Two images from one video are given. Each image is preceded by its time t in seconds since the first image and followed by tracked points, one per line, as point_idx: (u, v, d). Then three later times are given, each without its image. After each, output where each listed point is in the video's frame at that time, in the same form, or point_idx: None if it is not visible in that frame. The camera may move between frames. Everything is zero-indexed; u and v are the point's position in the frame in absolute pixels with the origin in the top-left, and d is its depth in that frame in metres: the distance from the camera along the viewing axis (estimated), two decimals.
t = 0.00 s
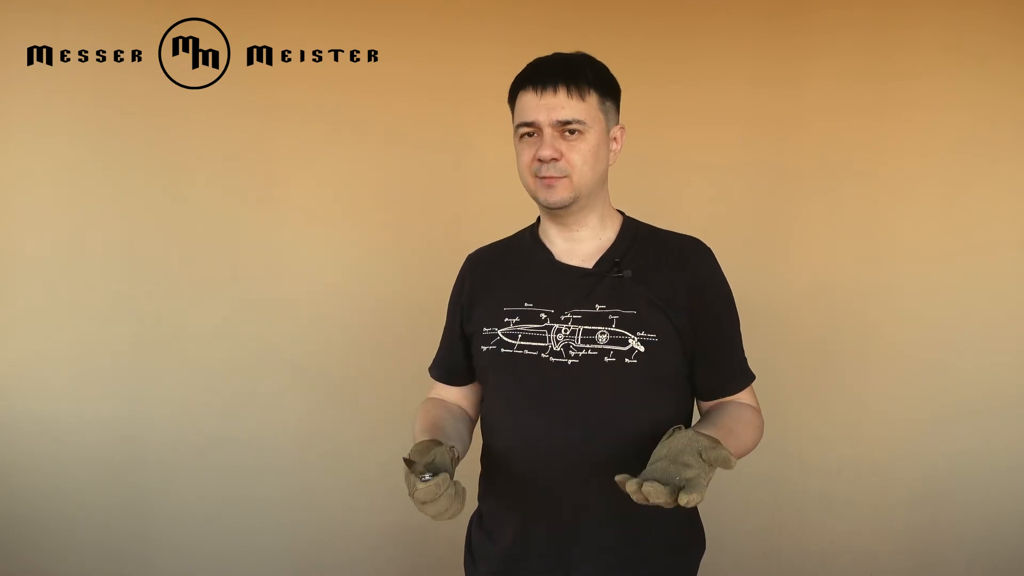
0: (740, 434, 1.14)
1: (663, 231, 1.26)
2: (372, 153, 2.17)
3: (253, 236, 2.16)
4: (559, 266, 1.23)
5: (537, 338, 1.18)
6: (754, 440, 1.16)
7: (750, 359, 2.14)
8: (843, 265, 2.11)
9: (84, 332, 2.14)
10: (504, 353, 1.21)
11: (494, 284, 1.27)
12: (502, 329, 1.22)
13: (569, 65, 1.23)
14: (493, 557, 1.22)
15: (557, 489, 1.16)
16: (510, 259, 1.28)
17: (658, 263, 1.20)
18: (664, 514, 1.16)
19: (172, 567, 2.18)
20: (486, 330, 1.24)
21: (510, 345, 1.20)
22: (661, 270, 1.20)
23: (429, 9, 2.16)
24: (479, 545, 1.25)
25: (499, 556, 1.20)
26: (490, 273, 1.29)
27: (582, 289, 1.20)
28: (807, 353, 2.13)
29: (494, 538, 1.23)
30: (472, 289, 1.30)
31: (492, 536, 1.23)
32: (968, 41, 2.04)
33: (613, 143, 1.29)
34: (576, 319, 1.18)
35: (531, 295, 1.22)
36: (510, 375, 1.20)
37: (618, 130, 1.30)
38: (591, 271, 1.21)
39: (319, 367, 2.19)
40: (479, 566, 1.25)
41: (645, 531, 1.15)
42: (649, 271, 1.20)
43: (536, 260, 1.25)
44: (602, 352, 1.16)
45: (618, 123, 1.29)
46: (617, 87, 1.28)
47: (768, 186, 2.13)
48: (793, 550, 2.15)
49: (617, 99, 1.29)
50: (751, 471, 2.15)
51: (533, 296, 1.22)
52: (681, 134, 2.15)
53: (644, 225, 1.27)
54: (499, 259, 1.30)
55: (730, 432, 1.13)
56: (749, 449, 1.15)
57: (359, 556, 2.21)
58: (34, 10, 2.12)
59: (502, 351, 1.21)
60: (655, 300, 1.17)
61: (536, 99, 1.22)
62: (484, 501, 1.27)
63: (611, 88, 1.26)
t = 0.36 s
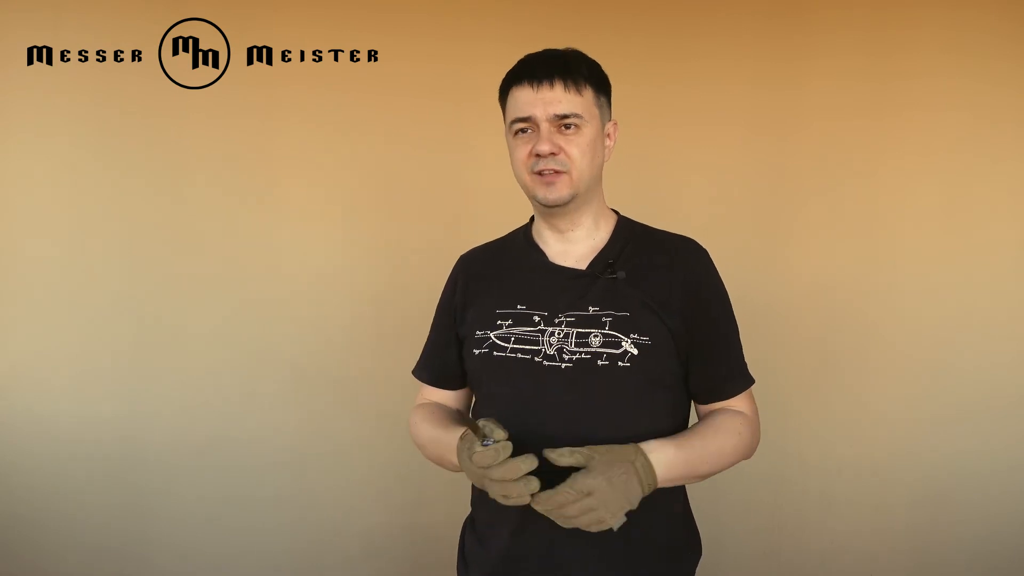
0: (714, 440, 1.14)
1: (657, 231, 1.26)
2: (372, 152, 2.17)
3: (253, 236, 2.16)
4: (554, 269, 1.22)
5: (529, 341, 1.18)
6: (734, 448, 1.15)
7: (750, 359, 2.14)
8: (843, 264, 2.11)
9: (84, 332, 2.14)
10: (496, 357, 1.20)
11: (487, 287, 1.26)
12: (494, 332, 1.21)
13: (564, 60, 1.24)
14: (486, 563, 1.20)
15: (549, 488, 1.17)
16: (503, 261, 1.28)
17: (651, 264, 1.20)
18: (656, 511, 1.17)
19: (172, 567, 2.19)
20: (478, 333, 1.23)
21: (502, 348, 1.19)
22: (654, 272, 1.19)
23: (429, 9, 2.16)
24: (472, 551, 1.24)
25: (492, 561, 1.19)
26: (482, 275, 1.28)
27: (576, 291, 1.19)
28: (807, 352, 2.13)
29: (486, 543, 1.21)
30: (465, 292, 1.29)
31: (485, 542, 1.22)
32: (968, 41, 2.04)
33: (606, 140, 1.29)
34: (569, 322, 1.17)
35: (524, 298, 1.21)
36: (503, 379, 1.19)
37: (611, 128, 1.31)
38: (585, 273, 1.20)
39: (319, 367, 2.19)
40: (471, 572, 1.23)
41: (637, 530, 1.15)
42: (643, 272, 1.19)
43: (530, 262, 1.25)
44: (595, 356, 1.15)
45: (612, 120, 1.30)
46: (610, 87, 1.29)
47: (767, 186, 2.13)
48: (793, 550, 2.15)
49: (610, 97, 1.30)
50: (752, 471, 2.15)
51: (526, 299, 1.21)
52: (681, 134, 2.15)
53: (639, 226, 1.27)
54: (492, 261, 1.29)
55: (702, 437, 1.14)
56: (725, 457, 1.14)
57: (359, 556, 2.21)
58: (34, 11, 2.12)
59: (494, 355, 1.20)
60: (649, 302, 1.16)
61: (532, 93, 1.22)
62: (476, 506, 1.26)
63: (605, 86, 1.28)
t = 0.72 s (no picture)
0: (708, 444, 1.14)
1: (654, 231, 1.26)
2: (372, 152, 2.17)
3: (253, 236, 2.17)
4: (551, 271, 1.21)
5: (525, 345, 1.17)
6: (730, 452, 1.15)
7: (750, 358, 2.15)
8: (842, 265, 2.11)
9: (84, 332, 2.14)
10: (491, 361, 1.19)
11: (481, 289, 1.25)
12: (489, 335, 1.20)
13: (561, 53, 1.24)
14: (481, 570, 1.18)
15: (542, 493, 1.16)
16: (496, 262, 1.27)
17: (649, 267, 1.19)
18: (653, 510, 1.16)
19: (172, 567, 2.18)
20: (472, 336, 1.22)
21: (496, 352, 1.19)
22: (652, 275, 1.19)
23: (429, 10, 2.16)
24: (466, 558, 1.22)
25: (488, 567, 1.17)
26: (475, 277, 1.27)
27: (572, 294, 1.19)
28: (807, 352, 2.13)
29: (481, 549, 1.19)
30: (458, 294, 1.28)
31: (479, 549, 1.20)
32: (968, 41, 2.04)
33: (604, 138, 1.29)
34: (565, 326, 1.17)
35: (520, 301, 1.21)
36: (498, 384, 1.18)
37: (609, 126, 1.30)
38: (582, 276, 1.20)
39: (320, 367, 2.19)
40: None
41: (634, 531, 1.14)
42: (641, 275, 1.19)
43: (526, 264, 1.24)
44: (592, 360, 1.15)
45: (610, 117, 1.29)
46: (609, 83, 1.29)
47: (767, 186, 2.13)
48: (793, 550, 2.15)
49: (609, 94, 1.30)
50: (752, 470, 2.15)
51: (521, 302, 1.20)
52: (681, 134, 2.15)
53: (635, 227, 1.27)
54: (484, 262, 1.28)
55: (697, 439, 1.14)
56: (722, 459, 1.14)
57: (359, 556, 2.21)
58: (34, 11, 2.12)
59: (489, 359, 1.19)
60: (647, 305, 1.16)
61: (527, 85, 1.22)
62: (469, 512, 1.25)
63: (604, 81, 1.27)
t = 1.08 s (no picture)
0: (708, 443, 1.14)
1: (652, 230, 1.26)
2: (372, 152, 2.17)
3: (253, 235, 2.17)
4: (549, 271, 1.21)
5: (523, 345, 1.17)
6: (730, 452, 1.15)
7: (750, 358, 2.15)
8: (842, 264, 2.11)
9: (84, 332, 2.14)
10: (489, 361, 1.19)
11: (479, 289, 1.25)
12: (487, 336, 1.20)
13: (558, 47, 1.25)
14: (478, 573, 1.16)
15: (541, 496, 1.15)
16: (495, 263, 1.26)
17: (647, 266, 1.19)
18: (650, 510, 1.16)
19: (172, 568, 2.18)
20: (470, 336, 1.22)
21: (495, 352, 1.19)
22: (651, 274, 1.19)
23: (429, 10, 2.16)
24: (461, 562, 1.20)
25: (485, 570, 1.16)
26: (474, 278, 1.27)
27: (571, 294, 1.19)
28: (807, 352, 2.13)
29: (477, 552, 1.17)
30: (455, 294, 1.27)
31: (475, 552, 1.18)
32: (968, 41, 2.04)
33: (601, 135, 1.28)
34: (563, 326, 1.17)
35: (518, 301, 1.21)
36: (496, 384, 1.18)
37: (608, 124, 1.29)
38: (580, 275, 1.20)
39: (320, 367, 2.19)
40: None
41: (632, 530, 1.14)
42: (640, 274, 1.19)
43: (523, 264, 1.23)
44: (591, 359, 1.15)
45: (608, 115, 1.29)
46: (607, 82, 1.29)
47: (767, 186, 2.13)
48: (793, 550, 2.15)
49: (607, 93, 1.30)
50: (751, 471, 2.15)
51: (519, 303, 1.20)
52: (681, 134, 2.15)
53: (634, 226, 1.26)
54: (482, 263, 1.28)
55: (697, 439, 1.14)
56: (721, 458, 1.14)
57: (358, 556, 2.20)
58: (34, 11, 2.12)
59: (487, 359, 1.19)
60: (645, 305, 1.16)
61: (523, 76, 1.23)
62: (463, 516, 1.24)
63: (601, 78, 1.27)
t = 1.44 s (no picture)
0: (702, 438, 1.13)
1: (647, 231, 1.26)
2: (372, 152, 2.18)
3: (253, 236, 2.17)
4: (545, 270, 1.21)
5: (519, 343, 1.17)
6: (722, 449, 1.14)
7: (751, 359, 2.15)
8: (842, 265, 2.11)
9: (84, 332, 2.15)
10: (485, 359, 1.19)
11: (476, 288, 1.25)
12: (483, 334, 1.20)
13: (558, 55, 1.23)
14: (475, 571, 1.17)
15: (538, 494, 1.15)
16: (492, 262, 1.27)
17: (642, 266, 1.19)
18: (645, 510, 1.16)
19: (172, 568, 2.18)
20: (467, 334, 1.22)
21: (491, 350, 1.19)
22: (646, 273, 1.19)
23: (429, 10, 2.16)
24: (459, 560, 1.21)
25: (481, 569, 1.16)
26: (471, 277, 1.27)
27: (566, 293, 1.19)
28: (807, 352, 2.13)
29: (474, 550, 1.18)
30: (453, 293, 1.27)
31: (472, 550, 1.19)
32: (968, 41, 2.03)
33: (598, 140, 1.28)
34: (558, 324, 1.16)
35: (514, 299, 1.21)
36: (491, 382, 1.18)
37: (604, 128, 1.30)
38: (576, 274, 1.20)
39: (321, 367, 2.19)
40: None
41: (626, 530, 1.14)
42: (634, 274, 1.19)
43: (519, 262, 1.23)
44: (586, 358, 1.14)
45: (604, 120, 1.29)
46: (604, 84, 1.28)
47: (767, 186, 2.13)
48: (793, 550, 2.15)
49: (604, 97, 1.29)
50: (751, 471, 2.15)
51: (515, 301, 1.20)
52: (681, 134, 2.15)
53: (629, 226, 1.27)
54: (480, 262, 1.28)
55: (690, 433, 1.14)
56: (714, 454, 1.14)
57: (358, 556, 2.21)
58: (34, 10, 2.12)
59: (483, 357, 1.19)
60: (640, 304, 1.16)
61: (526, 86, 1.21)
62: (460, 514, 1.24)
63: (599, 83, 1.27)
